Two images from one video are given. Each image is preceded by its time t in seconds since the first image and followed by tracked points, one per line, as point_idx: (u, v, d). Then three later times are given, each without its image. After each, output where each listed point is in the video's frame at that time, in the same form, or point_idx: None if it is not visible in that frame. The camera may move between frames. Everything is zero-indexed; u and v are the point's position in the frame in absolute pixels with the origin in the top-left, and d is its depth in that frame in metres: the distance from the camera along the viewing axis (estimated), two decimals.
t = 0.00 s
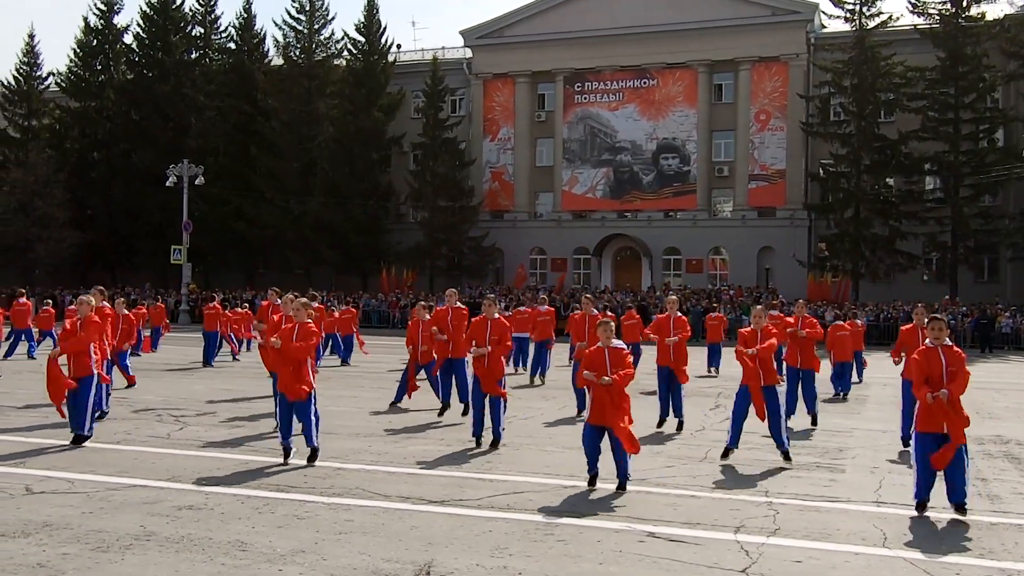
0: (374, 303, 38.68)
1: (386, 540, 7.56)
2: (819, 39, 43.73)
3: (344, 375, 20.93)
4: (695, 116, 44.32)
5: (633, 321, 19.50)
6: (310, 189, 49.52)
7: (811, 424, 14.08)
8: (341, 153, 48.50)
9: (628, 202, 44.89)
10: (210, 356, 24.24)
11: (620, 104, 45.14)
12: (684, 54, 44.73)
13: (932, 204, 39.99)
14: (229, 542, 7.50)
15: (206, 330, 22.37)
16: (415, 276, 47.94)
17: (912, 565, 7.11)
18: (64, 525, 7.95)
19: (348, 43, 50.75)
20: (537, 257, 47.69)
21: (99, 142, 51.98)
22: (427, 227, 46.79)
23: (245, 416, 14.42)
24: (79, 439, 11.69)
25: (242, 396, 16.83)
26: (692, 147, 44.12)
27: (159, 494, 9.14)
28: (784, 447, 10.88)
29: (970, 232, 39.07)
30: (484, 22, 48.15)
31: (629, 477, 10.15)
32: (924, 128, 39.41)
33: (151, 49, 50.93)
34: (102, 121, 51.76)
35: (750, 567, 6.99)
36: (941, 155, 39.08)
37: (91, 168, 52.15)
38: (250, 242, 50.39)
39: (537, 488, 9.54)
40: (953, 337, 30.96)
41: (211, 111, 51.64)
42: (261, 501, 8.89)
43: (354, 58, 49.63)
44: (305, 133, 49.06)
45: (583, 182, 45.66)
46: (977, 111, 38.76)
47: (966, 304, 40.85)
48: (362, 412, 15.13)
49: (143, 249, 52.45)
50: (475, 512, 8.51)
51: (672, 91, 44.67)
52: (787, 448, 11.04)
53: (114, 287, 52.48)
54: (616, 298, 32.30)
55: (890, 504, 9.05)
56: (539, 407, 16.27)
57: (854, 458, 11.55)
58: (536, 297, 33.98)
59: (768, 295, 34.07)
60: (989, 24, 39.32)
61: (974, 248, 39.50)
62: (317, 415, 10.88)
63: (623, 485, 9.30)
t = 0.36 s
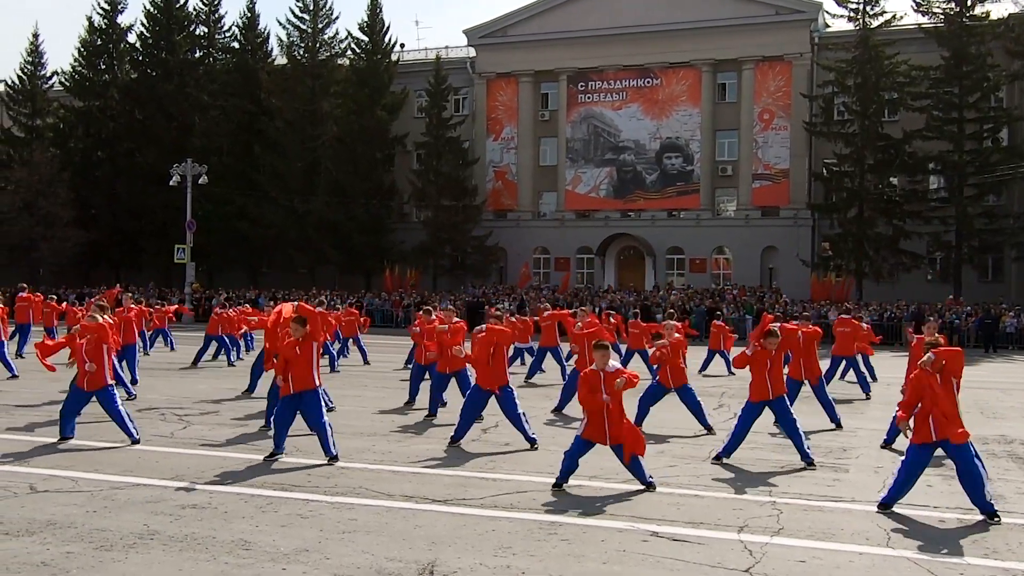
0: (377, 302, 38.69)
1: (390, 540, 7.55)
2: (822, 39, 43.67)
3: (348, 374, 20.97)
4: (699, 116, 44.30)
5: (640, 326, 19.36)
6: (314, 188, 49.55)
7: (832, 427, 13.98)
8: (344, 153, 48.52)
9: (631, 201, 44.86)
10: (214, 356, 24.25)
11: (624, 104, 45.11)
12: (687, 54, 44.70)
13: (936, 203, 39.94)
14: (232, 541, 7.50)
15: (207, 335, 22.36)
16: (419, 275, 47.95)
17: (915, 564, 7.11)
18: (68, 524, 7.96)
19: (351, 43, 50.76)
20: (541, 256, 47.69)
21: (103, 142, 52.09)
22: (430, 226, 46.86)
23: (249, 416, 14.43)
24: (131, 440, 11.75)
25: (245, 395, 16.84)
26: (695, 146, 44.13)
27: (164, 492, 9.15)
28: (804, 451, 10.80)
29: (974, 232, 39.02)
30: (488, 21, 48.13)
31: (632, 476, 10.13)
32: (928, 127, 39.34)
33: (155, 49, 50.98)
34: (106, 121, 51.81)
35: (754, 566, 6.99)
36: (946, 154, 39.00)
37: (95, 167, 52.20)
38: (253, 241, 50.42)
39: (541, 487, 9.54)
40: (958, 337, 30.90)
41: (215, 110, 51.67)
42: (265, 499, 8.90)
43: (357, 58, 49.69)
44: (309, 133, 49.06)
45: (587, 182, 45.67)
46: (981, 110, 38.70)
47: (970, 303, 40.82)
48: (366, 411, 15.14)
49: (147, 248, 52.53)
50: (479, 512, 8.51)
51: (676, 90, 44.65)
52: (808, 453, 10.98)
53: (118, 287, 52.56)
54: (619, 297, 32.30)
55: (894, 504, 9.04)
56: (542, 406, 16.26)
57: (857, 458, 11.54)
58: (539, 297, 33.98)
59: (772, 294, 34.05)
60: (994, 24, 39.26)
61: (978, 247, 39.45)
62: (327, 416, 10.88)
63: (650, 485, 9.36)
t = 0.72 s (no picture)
0: (380, 300, 38.68)
1: (392, 537, 7.55)
2: (826, 37, 43.63)
3: (350, 371, 20.99)
4: (702, 114, 44.29)
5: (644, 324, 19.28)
6: (317, 186, 49.56)
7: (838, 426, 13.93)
8: (347, 150, 48.55)
9: (635, 199, 44.83)
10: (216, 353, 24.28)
11: (627, 102, 45.11)
12: (690, 52, 44.65)
13: (940, 201, 39.89)
14: (235, 538, 7.51)
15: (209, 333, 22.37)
16: (421, 273, 47.98)
17: (920, 563, 7.10)
18: (71, 521, 7.97)
19: (355, 41, 50.76)
20: (543, 254, 47.65)
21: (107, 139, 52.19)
22: (433, 224, 46.87)
23: (251, 413, 14.46)
24: (127, 437, 11.78)
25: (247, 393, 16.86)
26: (698, 145, 44.12)
27: (166, 490, 9.16)
28: (806, 449, 10.75)
29: (977, 231, 38.99)
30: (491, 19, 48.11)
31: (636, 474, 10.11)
32: (931, 126, 39.29)
33: (158, 46, 51.03)
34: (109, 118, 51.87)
35: (757, 565, 6.99)
36: (949, 152, 38.97)
37: (98, 165, 52.24)
38: (256, 239, 50.42)
39: (544, 485, 9.55)
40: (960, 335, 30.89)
41: (218, 108, 51.57)
42: (268, 497, 8.91)
43: (360, 56, 49.71)
44: (312, 130, 49.03)
45: (590, 180, 45.67)
46: (985, 109, 38.64)
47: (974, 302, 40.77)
48: (369, 408, 15.15)
49: (150, 245, 52.58)
50: (481, 509, 8.52)
51: (679, 89, 44.63)
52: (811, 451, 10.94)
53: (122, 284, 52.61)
54: (622, 296, 32.28)
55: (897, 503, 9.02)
56: (545, 404, 16.26)
57: (861, 456, 11.54)
58: (541, 295, 33.96)
59: (775, 292, 34.03)
60: (998, 22, 39.19)
61: (982, 246, 39.40)
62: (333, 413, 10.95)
63: (651, 483, 9.43)
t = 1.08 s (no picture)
0: (383, 297, 38.69)
1: (396, 534, 7.56)
2: (830, 34, 43.58)
3: (353, 368, 21.01)
4: (706, 111, 44.27)
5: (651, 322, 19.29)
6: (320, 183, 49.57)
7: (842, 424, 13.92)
8: (351, 147, 48.59)
9: (638, 197, 44.76)
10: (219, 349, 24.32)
11: (631, 99, 45.09)
12: (695, 49, 44.59)
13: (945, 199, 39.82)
14: (239, 534, 7.52)
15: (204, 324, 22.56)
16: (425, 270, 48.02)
17: (924, 561, 7.09)
18: (75, 517, 7.99)
19: (358, 37, 50.77)
20: (547, 251, 47.66)
21: (111, 136, 52.29)
22: (437, 221, 46.86)
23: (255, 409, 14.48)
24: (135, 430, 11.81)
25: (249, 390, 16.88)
26: (702, 142, 44.09)
27: (170, 486, 9.18)
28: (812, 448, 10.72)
29: (982, 228, 38.92)
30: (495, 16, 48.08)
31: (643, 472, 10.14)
32: (936, 123, 39.23)
33: (162, 43, 51.12)
34: (113, 115, 51.93)
35: (761, 563, 6.98)
36: (954, 150, 38.93)
37: (102, 161, 52.33)
38: (259, 235, 50.44)
39: (548, 482, 9.55)
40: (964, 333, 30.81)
41: (221, 105, 51.49)
42: (271, 493, 8.92)
43: (364, 52, 49.68)
44: (315, 127, 48.97)
45: (594, 177, 45.58)
46: (990, 107, 38.55)
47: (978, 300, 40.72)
48: (372, 405, 15.16)
49: (154, 242, 52.65)
50: (485, 506, 8.52)
51: (683, 86, 44.58)
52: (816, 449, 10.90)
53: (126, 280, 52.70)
54: (626, 293, 32.25)
55: (902, 501, 9.02)
56: (549, 402, 16.26)
57: (864, 454, 11.54)
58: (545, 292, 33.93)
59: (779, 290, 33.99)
60: (1003, 19, 39.10)
61: (986, 244, 39.35)
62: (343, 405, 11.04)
63: (658, 480, 9.42)
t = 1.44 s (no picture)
0: (389, 294, 38.72)
1: (402, 531, 7.57)
2: (837, 31, 43.48)
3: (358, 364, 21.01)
4: (712, 109, 44.22)
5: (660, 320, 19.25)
6: (326, 180, 49.61)
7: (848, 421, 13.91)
8: (357, 144, 48.75)
9: (644, 194, 44.68)
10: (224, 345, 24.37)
11: (636, 96, 45.06)
12: (700, 47, 44.53)
13: (951, 197, 39.72)
14: (245, 531, 7.53)
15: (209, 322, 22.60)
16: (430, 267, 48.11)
17: (930, 559, 7.08)
18: (82, 513, 8.00)
19: (363, 34, 50.77)
20: (552, 249, 47.69)
21: (117, 133, 52.40)
22: (442, 218, 46.87)
23: (261, 405, 14.50)
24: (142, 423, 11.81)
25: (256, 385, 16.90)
26: (708, 139, 44.08)
27: (175, 482, 9.20)
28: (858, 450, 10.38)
29: (988, 227, 38.82)
30: (500, 14, 48.04)
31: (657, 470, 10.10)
32: (942, 121, 39.13)
33: (167, 40, 51.26)
34: (119, 112, 52.05)
35: (765, 560, 6.99)
36: (960, 148, 38.86)
37: (108, 158, 52.43)
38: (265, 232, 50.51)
39: (554, 479, 9.56)
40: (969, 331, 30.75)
41: (227, 101, 51.37)
42: (278, 489, 8.93)
43: (369, 50, 49.71)
44: (321, 124, 48.86)
45: (599, 174, 45.53)
46: (996, 104, 38.40)
47: (984, 298, 40.67)
48: (378, 402, 15.18)
49: (160, 239, 52.76)
50: (492, 503, 8.53)
51: (689, 83, 44.54)
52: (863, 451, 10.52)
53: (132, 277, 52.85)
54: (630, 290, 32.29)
55: (909, 499, 8.99)
56: (555, 398, 16.27)
57: (871, 451, 11.51)
58: (550, 289, 33.96)
59: (784, 288, 34.01)
60: (1010, 17, 38.96)
61: (992, 241, 39.20)
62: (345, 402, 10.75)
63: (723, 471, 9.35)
